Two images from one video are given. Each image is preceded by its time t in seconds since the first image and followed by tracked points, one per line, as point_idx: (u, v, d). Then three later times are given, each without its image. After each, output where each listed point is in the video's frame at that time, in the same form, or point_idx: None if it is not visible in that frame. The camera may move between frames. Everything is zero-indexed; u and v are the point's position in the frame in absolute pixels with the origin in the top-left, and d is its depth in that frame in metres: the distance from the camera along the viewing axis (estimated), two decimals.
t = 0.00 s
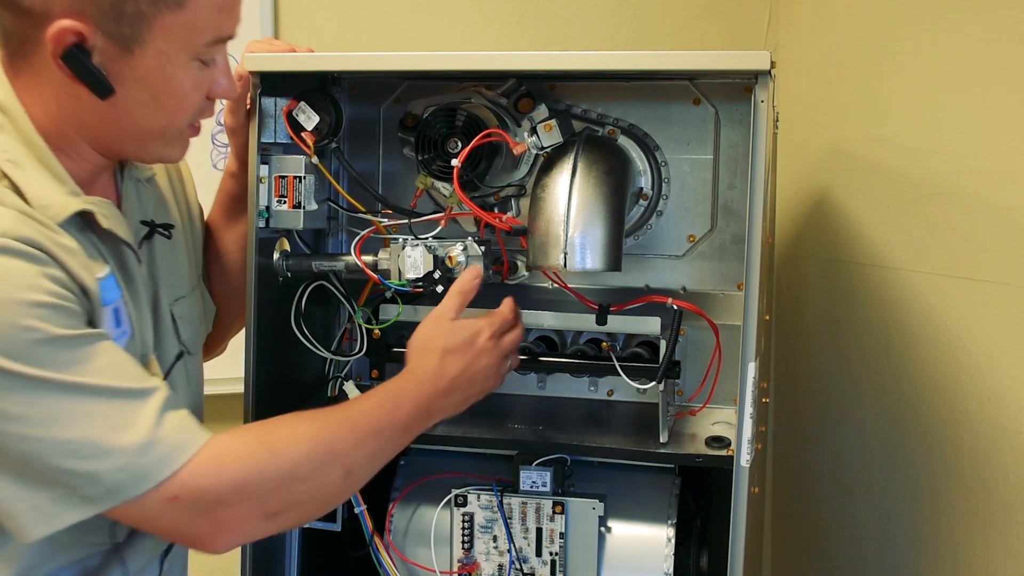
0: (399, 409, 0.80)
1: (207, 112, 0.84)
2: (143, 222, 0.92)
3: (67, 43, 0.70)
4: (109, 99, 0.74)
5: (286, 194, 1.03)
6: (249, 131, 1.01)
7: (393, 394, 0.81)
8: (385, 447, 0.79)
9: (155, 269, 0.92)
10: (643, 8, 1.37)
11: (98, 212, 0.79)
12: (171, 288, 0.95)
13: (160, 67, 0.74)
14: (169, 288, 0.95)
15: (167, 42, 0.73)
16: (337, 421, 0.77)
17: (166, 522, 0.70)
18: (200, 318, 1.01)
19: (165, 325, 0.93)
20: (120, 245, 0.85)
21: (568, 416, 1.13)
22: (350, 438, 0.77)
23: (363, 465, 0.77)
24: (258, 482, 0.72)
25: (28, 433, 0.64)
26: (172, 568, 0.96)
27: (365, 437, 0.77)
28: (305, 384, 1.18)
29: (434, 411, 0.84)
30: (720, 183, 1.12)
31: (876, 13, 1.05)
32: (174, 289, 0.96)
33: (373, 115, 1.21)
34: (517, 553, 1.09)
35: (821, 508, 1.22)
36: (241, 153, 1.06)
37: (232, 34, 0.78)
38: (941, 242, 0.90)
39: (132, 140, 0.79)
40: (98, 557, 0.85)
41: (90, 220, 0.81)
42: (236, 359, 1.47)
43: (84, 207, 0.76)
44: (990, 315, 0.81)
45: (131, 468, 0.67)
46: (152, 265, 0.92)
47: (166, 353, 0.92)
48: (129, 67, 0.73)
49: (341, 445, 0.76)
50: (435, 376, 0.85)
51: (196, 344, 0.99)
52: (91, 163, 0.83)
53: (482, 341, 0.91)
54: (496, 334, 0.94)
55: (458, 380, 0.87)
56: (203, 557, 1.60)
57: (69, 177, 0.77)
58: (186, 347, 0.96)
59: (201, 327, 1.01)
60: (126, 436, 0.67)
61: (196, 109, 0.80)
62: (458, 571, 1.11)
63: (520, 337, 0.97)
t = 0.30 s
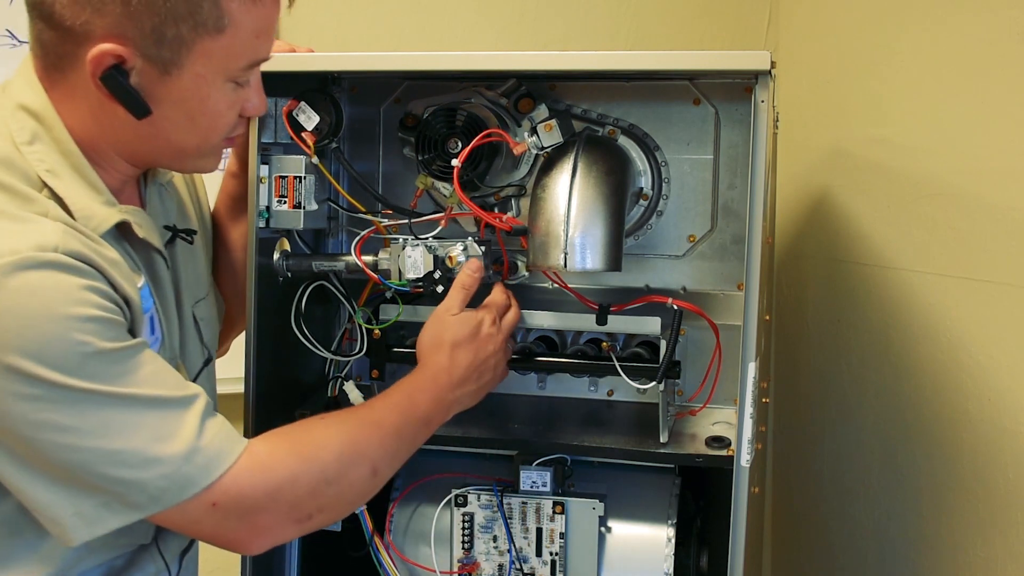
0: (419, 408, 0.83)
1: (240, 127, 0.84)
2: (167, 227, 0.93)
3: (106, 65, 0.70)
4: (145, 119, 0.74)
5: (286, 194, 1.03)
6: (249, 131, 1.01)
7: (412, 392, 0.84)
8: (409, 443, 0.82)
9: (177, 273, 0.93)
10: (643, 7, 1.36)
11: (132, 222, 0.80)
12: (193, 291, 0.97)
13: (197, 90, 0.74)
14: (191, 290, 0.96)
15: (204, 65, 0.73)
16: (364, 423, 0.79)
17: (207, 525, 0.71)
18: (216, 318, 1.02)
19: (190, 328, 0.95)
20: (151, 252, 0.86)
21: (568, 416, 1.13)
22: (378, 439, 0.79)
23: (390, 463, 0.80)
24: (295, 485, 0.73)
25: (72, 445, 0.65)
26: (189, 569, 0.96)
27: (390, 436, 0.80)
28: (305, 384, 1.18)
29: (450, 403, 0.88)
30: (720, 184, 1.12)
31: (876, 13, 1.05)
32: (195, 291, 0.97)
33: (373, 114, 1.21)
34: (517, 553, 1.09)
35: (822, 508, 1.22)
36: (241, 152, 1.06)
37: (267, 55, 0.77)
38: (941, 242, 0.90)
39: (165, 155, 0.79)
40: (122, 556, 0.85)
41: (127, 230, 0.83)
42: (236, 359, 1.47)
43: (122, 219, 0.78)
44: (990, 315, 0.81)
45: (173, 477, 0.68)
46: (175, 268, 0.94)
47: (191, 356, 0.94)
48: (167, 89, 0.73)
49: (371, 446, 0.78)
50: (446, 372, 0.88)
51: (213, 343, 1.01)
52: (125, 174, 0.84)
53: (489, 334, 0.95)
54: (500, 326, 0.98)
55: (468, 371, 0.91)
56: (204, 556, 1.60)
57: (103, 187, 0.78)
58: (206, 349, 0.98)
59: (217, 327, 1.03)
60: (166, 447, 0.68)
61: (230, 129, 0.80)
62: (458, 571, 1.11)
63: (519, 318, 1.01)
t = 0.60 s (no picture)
0: (405, 429, 0.75)
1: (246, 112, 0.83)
2: (173, 220, 0.93)
3: (113, 47, 0.69)
4: (153, 102, 0.74)
5: (286, 194, 1.03)
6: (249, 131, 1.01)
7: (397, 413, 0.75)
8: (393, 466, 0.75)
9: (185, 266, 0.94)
10: (643, 7, 1.36)
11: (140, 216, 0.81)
12: (197, 285, 0.97)
13: (202, 72, 0.73)
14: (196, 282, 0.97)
15: (209, 46, 0.72)
16: (345, 447, 0.73)
17: (180, 550, 0.68)
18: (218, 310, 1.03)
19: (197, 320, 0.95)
20: (155, 245, 0.86)
21: (568, 416, 1.13)
22: (359, 463, 0.72)
23: (370, 490, 0.74)
24: (268, 510, 0.69)
25: (55, 453, 0.62)
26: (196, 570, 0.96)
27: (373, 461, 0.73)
28: (305, 384, 1.18)
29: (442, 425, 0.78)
30: (720, 184, 1.12)
31: (876, 13, 1.05)
32: (201, 284, 0.98)
33: (373, 115, 1.21)
34: (517, 553, 1.09)
35: (821, 508, 1.22)
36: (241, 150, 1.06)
37: (272, 37, 0.77)
38: (941, 242, 0.90)
39: (172, 141, 0.79)
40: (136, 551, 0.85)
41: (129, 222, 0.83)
42: (236, 359, 1.47)
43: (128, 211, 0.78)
44: (989, 314, 0.81)
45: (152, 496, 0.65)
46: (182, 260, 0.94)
47: (204, 349, 0.95)
48: (172, 70, 0.72)
49: (352, 472, 0.72)
50: (429, 393, 0.77)
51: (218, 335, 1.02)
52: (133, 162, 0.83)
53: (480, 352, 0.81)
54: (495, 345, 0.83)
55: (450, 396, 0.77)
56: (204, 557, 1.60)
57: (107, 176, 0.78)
58: (212, 339, 0.99)
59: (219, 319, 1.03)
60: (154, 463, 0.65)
61: (237, 113, 0.80)
62: (458, 571, 1.11)
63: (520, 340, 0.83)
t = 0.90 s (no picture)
0: (306, 478, 0.67)
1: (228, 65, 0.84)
2: (165, 200, 0.92)
3: None
4: (142, 49, 0.73)
5: (286, 194, 1.03)
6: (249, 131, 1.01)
7: (305, 461, 0.68)
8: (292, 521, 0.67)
9: (180, 245, 0.93)
10: (644, 7, 1.36)
11: (115, 184, 0.77)
12: (194, 267, 0.95)
13: (186, 12, 0.74)
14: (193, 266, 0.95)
15: None
16: (226, 491, 0.65)
17: None
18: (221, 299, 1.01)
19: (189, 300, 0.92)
20: (139, 222, 0.83)
21: (568, 416, 1.13)
22: (238, 512, 0.65)
23: (252, 541, 0.66)
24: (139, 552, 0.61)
25: None
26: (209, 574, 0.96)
27: (259, 511, 0.65)
28: (305, 384, 1.18)
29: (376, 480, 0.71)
30: (720, 184, 1.12)
31: (876, 13, 1.05)
32: (197, 268, 0.96)
33: (373, 115, 1.21)
34: (518, 553, 1.09)
35: (821, 509, 1.22)
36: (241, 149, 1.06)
37: None
38: (941, 243, 0.90)
39: (163, 95, 0.78)
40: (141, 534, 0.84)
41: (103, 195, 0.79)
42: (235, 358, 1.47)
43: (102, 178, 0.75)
44: (989, 315, 0.81)
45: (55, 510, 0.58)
46: (175, 239, 0.92)
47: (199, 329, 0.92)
48: (158, 13, 0.73)
49: (235, 518, 0.65)
50: (344, 452, 0.69)
51: (219, 322, 0.99)
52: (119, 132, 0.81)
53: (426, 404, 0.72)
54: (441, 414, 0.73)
55: (375, 455, 0.70)
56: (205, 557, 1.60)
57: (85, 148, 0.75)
58: (212, 325, 0.96)
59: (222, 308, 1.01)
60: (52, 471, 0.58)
61: (220, 59, 0.81)
62: (458, 570, 1.11)
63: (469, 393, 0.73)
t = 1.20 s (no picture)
0: None
1: (201, 20, 0.84)
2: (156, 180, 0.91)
3: None
4: None
5: (286, 194, 1.03)
6: (249, 131, 1.01)
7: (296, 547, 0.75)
8: None
9: (170, 225, 0.91)
10: (644, 7, 1.36)
11: (89, 153, 0.76)
12: (190, 254, 0.94)
13: None
14: (187, 251, 0.94)
15: None
16: None
17: None
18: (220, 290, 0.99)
19: (181, 280, 0.90)
20: (118, 191, 0.82)
21: (568, 416, 1.13)
22: None
23: None
24: None
25: None
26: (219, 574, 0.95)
27: None
28: (305, 384, 1.18)
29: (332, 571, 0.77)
30: (720, 183, 1.12)
31: (876, 13, 1.05)
32: (192, 255, 0.95)
33: (373, 115, 1.21)
34: (518, 553, 1.09)
35: (822, 509, 1.22)
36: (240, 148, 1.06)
37: None
38: (941, 243, 0.90)
39: (141, 51, 0.78)
40: (138, 514, 0.83)
41: (82, 165, 0.78)
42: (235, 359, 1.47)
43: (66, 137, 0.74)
44: (989, 315, 0.81)
45: None
46: (165, 218, 0.91)
47: (189, 307, 0.90)
48: None
49: None
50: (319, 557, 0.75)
51: (218, 310, 0.97)
52: (105, 103, 0.82)
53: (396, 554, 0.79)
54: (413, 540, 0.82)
55: None
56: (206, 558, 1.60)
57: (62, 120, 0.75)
58: (207, 310, 0.94)
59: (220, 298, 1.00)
60: None
61: (192, 10, 0.81)
62: (458, 570, 1.11)
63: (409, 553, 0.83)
